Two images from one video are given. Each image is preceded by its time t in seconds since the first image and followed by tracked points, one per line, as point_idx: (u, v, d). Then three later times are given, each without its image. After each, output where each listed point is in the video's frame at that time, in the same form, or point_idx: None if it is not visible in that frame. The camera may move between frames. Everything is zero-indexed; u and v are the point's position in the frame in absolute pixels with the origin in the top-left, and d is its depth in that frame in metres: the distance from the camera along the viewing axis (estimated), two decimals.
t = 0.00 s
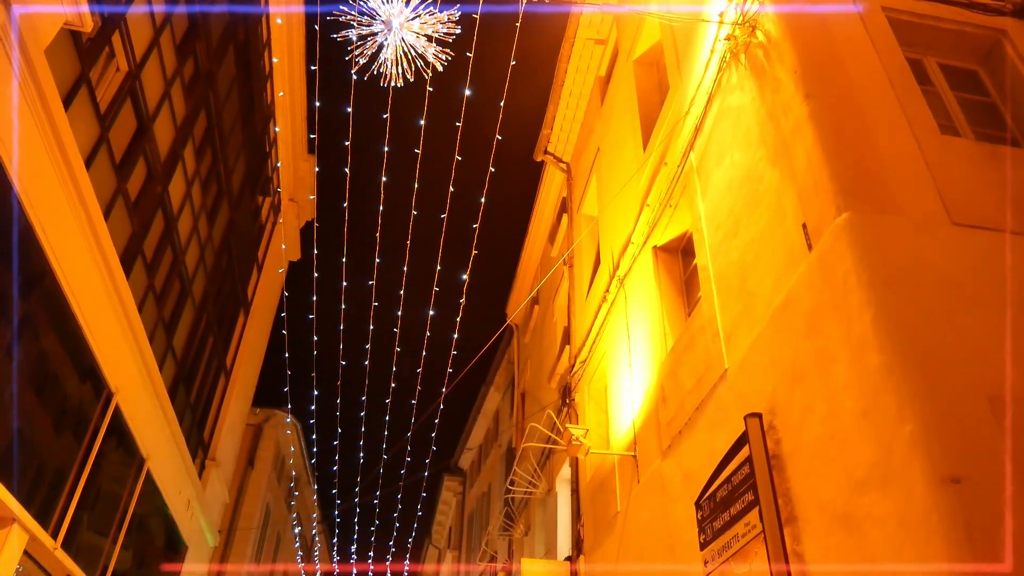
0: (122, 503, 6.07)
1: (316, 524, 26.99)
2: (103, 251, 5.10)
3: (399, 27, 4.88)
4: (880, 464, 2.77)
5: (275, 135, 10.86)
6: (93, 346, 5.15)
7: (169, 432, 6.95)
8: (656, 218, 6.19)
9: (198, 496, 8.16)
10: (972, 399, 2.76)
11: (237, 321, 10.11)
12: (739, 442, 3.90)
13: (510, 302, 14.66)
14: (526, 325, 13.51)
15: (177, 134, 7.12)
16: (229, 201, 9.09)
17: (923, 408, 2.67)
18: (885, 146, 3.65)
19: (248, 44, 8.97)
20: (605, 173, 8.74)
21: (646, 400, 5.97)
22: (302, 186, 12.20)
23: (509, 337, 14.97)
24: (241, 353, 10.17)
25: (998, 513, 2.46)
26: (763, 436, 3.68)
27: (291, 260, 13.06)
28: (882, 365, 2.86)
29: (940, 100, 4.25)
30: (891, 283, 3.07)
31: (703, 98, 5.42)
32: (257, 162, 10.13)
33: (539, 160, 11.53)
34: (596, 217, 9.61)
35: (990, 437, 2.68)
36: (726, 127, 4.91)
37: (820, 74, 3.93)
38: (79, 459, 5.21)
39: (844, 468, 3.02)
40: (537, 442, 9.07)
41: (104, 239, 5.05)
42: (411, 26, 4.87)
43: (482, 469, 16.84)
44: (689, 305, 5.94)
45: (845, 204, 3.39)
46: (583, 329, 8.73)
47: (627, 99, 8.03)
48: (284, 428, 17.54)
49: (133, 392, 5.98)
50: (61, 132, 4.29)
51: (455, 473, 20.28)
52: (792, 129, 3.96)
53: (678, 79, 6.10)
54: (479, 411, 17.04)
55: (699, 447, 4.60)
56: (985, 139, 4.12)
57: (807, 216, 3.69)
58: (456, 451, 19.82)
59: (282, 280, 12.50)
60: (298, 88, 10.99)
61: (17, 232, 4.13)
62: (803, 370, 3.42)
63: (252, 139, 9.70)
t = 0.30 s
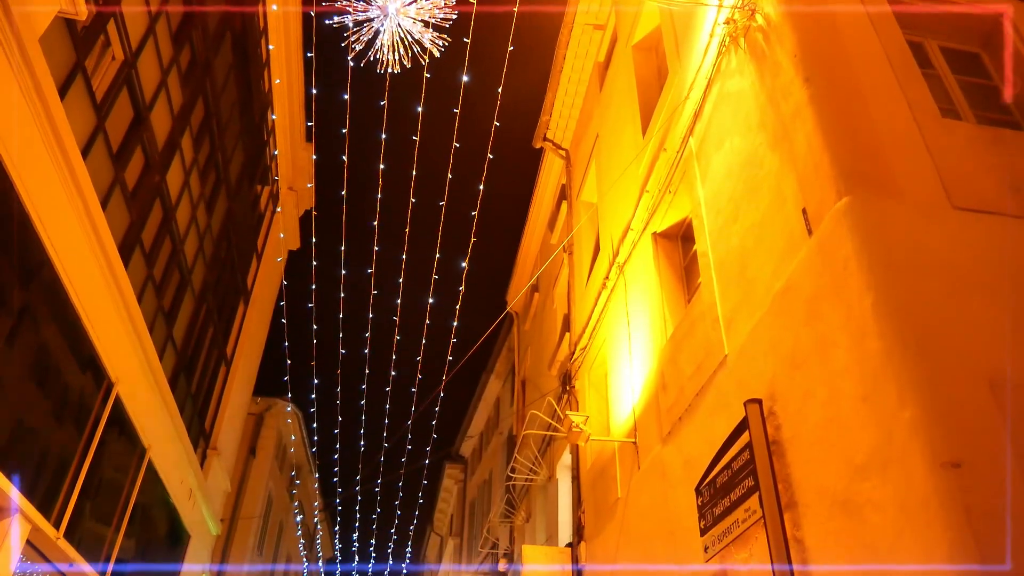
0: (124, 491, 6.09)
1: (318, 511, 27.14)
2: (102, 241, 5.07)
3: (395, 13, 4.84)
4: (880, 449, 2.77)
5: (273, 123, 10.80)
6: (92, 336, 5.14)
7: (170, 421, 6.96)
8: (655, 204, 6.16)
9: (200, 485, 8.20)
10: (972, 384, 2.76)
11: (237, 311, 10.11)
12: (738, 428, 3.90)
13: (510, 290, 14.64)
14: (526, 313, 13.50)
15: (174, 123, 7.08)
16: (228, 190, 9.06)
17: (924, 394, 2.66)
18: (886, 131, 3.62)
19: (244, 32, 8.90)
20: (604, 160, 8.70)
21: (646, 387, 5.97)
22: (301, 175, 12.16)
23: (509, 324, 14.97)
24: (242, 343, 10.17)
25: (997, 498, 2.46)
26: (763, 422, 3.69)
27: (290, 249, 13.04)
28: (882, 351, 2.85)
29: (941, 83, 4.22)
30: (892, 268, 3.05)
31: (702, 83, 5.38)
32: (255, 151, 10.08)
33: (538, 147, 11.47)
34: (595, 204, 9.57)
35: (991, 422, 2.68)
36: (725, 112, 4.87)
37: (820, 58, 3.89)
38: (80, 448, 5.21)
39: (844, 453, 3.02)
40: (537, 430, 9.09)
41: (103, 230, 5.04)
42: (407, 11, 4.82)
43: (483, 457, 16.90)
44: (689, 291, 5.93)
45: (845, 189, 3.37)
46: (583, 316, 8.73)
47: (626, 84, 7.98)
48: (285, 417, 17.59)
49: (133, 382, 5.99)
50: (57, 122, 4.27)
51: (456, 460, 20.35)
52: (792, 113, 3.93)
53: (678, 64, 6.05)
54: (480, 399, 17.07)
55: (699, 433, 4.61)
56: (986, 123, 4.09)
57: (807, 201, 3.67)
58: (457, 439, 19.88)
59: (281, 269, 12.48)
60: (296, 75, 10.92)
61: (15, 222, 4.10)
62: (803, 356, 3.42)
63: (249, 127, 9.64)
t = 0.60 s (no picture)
0: (134, 481, 6.13)
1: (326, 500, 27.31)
2: (106, 233, 5.08)
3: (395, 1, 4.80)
4: (887, 434, 2.76)
5: (275, 114, 10.78)
6: (99, 328, 5.16)
7: (178, 412, 7.00)
8: (659, 191, 6.14)
9: (208, 475, 8.26)
10: (980, 368, 2.74)
11: (243, 302, 10.13)
12: (745, 415, 3.90)
13: (515, 279, 14.64)
14: (531, 301, 13.50)
15: (177, 115, 7.07)
16: (231, 181, 9.06)
17: (931, 379, 2.65)
18: (892, 114, 3.59)
19: (245, 23, 8.87)
20: (607, 147, 8.66)
21: (651, 374, 5.97)
22: (304, 165, 12.15)
23: (514, 313, 14.97)
24: (248, 334, 10.21)
25: (1005, 483, 2.45)
26: (769, 409, 3.68)
27: (294, 240, 13.03)
28: (889, 336, 2.83)
29: (949, 66, 4.16)
30: (898, 252, 3.03)
31: (706, 68, 5.33)
32: (258, 142, 10.07)
33: (541, 135, 11.42)
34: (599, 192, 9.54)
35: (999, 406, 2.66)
36: (729, 97, 4.84)
37: (826, 41, 3.85)
38: (89, 440, 5.24)
39: (850, 439, 3.02)
40: (543, 418, 9.12)
41: (107, 223, 5.06)
42: None
43: (489, 446, 16.97)
44: (693, 278, 5.92)
45: (851, 173, 3.34)
46: (587, 304, 8.73)
47: (629, 71, 7.93)
48: (292, 407, 17.68)
49: (140, 373, 6.03)
50: (60, 116, 4.27)
51: (462, 449, 20.44)
52: (796, 97, 3.89)
53: (681, 49, 6.00)
54: (486, 388, 17.11)
55: (705, 419, 4.61)
56: (995, 105, 4.04)
57: (812, 186, 3.64)
58: (463, 428, 19.95)
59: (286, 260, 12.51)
60: (298, 66, 10.89)
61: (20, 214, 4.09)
62: (809, 341, 3.41)
63: (252, 118, 9.63)
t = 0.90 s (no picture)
0: (150, 471, 6.20)
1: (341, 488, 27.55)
2: (117, 224, 5.12)
3: None
4: (903, 419, 2.73)
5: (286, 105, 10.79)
6: (113, 318, 5.21)
7: (192, 402, 7.06)
8: (671, 175, 6.08)
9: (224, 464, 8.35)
10: (998, 352, 2.68)
11: (256, 293, 10.19)
12: (758, 400, 3.87)
13: (527, 267, 14.61)
14: (543, 288, 13.48)
15: (188, 107, 7.09)
16: (243, 172, 9.08)
17: (948, 362, 2.61)
18: (907, 94, 3.52)
19: (254, 13, 8.86)
20: (619, 133, 8.59)
21: (664, 360, 5.94)
22: (315, 155, 12.16)
23: (526, 301, 14.96)
24: (262, 324, 10.28)
25: None
26: (783, 394, 3.64)
27: (306, 230, 13.07)
28: (905, 319, 2.79)
29: (965, 44, 4.06)
30: (914, 234, 2.98)
31: (717, 51, 5.26)
32: (268, 133, 10.08)
33: (551, 121, 11.34)
34: (611, 178, 9.48)
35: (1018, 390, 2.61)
36: (741, 80, 4.77)
37: (839, 21, 3.78)
38: (106, 430, 5.30)
39: (866, 424, 2.99)
40: (557, 405, 9.13)
41: (119, 214, 5.09)
42: None
43: (503, 433, 17.02)
44: (706, 264, 5.87)
45: (866, 154, 3.28)
46: (600, 290, 8.69)
47: (640, 55, 7.84)
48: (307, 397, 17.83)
49: (155, 363, 6.09)
50: (69, 107, 4.29)
51: (477, 438, 20.54)
52: (809, 79, 3.83)
53: (692, 32, 5.92)
54: (499, 376, 17.14)
55: (719, 405, 4.58)
56: (1013, 84, 3.94)
57: (826, 168, 3.59)
58: (477, 416, 20.04)
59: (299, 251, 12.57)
60: (307, 56, 10.87)
61: (31, 206, 4.12)
62: (823, 325, 3.37)
63: (262, 109, 9.64)
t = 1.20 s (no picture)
0: (150, 458, 6.21)
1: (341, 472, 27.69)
2: (110, 211, 5.07)
3: None
4: (901, 396, 2.73)
5: (279, 90, 10.69)
6: (108, 306, 5.18)
7: (190, 389, 7.06)
8: (667, 155, 6.04)
9: (224, 451, 8.38)
10: (996, 328, 2.68)
11: (252, 280, 10.16)
12: (756, 379, 3.87)
13: (524, 250, 14.58)
14: (540, 271, 13.47)
15: (179, 93, 7.01)
16: (236, 158, 9.01)
17: (946, 339, 2.61)
18: (903, 71, 3.49)
19: None
20: (614, 113, 8.52)
21: (662, 341, 5.94)
22: (309, 140, 12.09)
23: (523, 284, 14.95)
24: (258, 311, 10.26)
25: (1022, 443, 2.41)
26: (781, 373, 3.65)
27: (301, 215, 13.00)
28: (902, 297, 2.78)
29: (962, 19, 4.01)
30: (910, 211, 2.96)
31: (712, 29, 5.20)
32: (261, 118, 10.00)
33: (546, 103, 11.26)
34: (607, 159, 9.43)
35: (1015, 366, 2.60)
36: (736, 57, 4.72)
37: None
38: (104, 418, 5.29)
39: (863, 402, 2.99)
40: (554, 386, 9.16)
41: (111, 201, 5.04)
42: None
43: (502, 417, 17.09)
44: (703, 244, 5.85)
45: (862, 131, 3.26)
46: (596, 272, 8.68)
47: (635, 34, 7.76)
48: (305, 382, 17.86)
49: (152, 351, 6.08)
50: (57, 92, 4.22)
51: (476, 421, 20.64)
52: (805, 55, 3.78)
53: (687, 10, 5.85)
54: (497, 360, 17.18)
55: (716, 385, 4.59)
56: (1011, 58, 3.89)
57: (822, 145, 3.56)
58: (476, 400, 20.12)
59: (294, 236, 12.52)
60: (299, 39, 10.76)
61: (23, 194, 4.06)
62: (820, 304, 3.37)
63: (254, 94, 9.55)
